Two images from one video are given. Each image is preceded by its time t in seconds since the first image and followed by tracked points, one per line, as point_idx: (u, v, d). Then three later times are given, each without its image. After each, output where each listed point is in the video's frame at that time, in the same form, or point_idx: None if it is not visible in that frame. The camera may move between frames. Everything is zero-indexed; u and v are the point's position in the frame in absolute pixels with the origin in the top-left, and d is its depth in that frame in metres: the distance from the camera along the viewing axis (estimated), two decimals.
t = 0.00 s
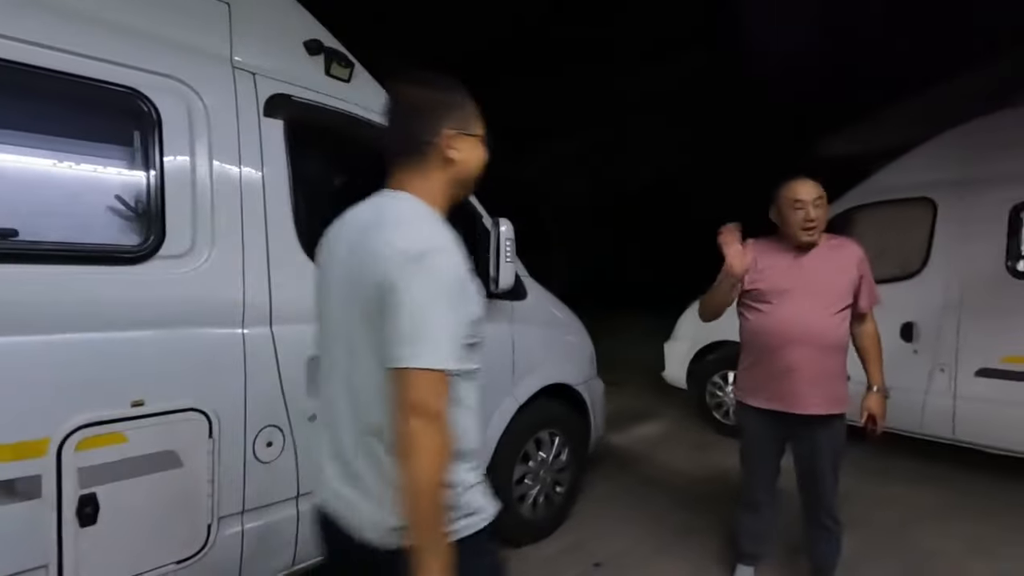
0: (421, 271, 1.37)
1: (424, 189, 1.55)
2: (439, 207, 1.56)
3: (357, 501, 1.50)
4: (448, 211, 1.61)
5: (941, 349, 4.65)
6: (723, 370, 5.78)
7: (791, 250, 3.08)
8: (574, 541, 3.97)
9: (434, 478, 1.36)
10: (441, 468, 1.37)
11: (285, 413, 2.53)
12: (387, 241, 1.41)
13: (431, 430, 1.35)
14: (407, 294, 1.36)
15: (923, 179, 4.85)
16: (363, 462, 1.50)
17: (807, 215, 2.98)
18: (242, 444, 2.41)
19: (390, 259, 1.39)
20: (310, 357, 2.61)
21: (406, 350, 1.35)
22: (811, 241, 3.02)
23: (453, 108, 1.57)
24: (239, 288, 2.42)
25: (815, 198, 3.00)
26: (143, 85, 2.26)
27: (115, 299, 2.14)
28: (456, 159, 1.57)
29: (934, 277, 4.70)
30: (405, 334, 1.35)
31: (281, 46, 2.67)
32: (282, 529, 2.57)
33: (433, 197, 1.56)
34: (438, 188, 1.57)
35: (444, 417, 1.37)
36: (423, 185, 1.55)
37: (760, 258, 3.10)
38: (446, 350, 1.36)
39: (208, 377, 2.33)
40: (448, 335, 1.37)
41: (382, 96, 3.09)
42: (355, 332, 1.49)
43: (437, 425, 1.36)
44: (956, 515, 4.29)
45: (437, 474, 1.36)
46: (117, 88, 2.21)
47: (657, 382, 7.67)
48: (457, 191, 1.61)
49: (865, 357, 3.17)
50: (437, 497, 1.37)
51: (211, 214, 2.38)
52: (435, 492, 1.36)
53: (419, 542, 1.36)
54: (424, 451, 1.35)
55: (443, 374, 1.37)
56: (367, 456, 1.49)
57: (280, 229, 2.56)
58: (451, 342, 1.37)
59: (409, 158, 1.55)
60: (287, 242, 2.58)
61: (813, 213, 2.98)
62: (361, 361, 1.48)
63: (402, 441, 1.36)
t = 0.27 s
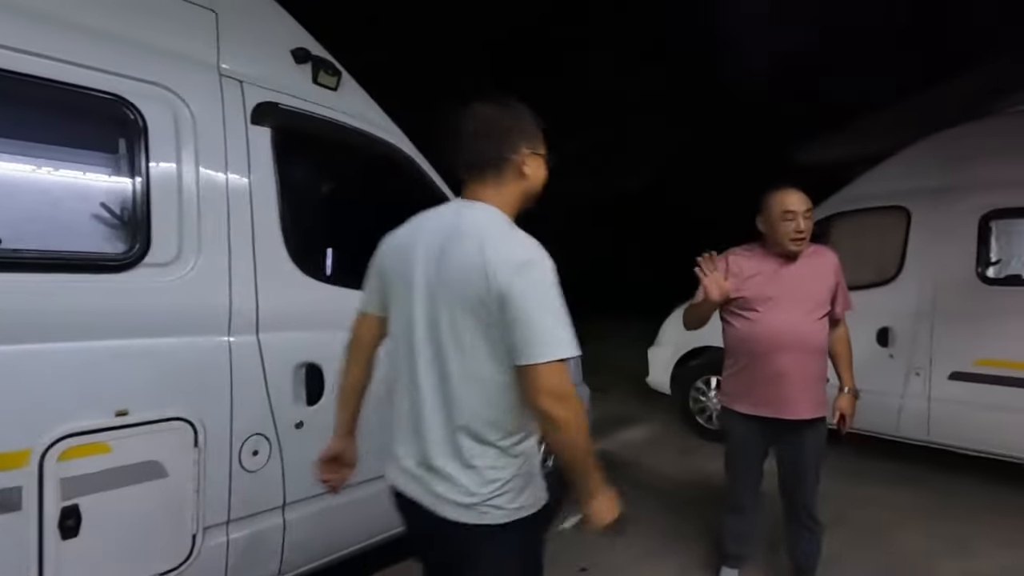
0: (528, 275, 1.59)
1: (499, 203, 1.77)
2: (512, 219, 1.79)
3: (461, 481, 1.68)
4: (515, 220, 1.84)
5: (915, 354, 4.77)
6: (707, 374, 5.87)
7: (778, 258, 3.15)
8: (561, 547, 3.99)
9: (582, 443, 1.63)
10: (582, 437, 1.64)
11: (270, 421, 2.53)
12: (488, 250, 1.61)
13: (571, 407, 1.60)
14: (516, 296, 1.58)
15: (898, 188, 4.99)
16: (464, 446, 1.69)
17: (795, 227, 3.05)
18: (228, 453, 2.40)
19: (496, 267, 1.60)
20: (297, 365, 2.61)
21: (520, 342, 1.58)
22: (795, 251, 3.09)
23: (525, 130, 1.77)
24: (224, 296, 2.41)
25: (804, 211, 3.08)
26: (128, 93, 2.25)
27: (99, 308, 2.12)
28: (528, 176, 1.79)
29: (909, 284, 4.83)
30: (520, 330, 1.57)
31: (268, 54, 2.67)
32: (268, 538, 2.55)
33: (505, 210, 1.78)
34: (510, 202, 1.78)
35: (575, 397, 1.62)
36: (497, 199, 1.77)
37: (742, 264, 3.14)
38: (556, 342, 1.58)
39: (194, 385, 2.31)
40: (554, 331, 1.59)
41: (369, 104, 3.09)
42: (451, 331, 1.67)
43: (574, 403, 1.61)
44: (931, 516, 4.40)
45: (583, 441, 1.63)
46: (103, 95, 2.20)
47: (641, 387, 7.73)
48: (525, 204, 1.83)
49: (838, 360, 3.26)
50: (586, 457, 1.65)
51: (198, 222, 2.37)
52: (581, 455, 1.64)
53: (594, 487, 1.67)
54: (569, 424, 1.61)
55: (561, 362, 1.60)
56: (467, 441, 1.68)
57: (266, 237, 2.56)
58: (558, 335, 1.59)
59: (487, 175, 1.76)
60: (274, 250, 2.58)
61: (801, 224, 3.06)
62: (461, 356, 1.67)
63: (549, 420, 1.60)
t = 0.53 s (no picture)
0: (542, 277, 1.77)
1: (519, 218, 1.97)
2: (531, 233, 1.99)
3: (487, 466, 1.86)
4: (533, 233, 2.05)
5: (897, 355, 4.86)
6: (693, 377, 5.93)
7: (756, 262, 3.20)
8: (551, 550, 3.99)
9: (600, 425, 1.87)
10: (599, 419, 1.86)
11: (258, 427, 2.51)
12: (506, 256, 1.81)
13: (590, 396, 1.81)
14: (532, 296, 1.76)
15: (878, 194, 5.09)
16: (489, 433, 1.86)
17: (767, 229, 3.13)
18: (215, 459, 2.38)
19: (513, 271, 1.79)
20: (286, 370, 2.59)
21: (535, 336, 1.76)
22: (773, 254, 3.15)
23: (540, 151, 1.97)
24: (212, 300, 2.39)
25: (776, 213, 3.14)
26: (115, 96, 2.23)
27: (83, 313, 2.09)
28: (544, 194, 1.99)
29: (889, 286, 4.93)
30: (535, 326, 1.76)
31: (256, 57, 2.66)
32: (255, 545, 2.52)
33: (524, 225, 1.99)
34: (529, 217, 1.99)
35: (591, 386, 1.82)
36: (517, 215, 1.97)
37: (728, 269, 3.21)
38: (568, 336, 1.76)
39: (181, 391, 2.29)
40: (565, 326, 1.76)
41: (357, 109, 3.09)
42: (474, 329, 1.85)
43: (591, 392, 1.81)
44: (913, 514, 4.48)
45: (602, 423, 1.87)
46: (89, 98, 2.18)
47: (628, 390, 7.78)
48: (539, 218, 2.02)
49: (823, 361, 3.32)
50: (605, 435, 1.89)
51: (185, 226, 2.35)
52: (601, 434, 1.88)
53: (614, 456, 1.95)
54: (589, 411, 1.83)
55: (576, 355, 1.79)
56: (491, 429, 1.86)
57: (254, 240, 2.54)
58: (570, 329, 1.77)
59: (507, 194, 1.96)
60: (262, 254, 2.57)
61: (774, 226, 3.12)
62: (483, 353, 1.85)
63: (573, 409, 1.81)
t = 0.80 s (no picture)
0: (508, 276, 2.05)
1: (510, 230, 2.24)
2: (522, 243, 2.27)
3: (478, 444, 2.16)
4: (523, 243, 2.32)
5: (877, 358, 4.96)
6: (678, 381, 5.99)
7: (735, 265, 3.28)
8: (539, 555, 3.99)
9: (542, 419, 2.02)
10: (545, 412, 2.02)
11: (244, 434, 2.49)
12: (484, 261, 2.11)
13: (535, 384, 2.00)
14: (502, 292, 2.04)
15: (857, 200, 5.20)
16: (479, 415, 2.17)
17: (742, 231, 3.21)
18: (200, 467, 2.36)
19: (486, 275, 2.08)
20: (273, 377, 2.58)
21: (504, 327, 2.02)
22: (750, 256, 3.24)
23: (522, 170, 2.26)
24: (198, 305, 2.38)
25: (750, 215, 3.22)
26: (100, 101, 2.22)
27: (65, 319, 2.07)
28: (528, 207, 2.26)
29: (869, 291, 5.03)
30: (502, 319, 2.03)
31: (242, 62, 2.65)
32: (239, 554, 2.50)
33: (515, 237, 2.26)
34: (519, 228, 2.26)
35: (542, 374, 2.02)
36: (508, 227, 2.24)
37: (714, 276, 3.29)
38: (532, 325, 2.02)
39: (166, 398, 2.27)
40: (529, 317, 2.02)
41: (344, 114, 3.09)
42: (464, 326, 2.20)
43: (538, 380, 2.01)
44: (894, 514, 4.57)
45: (544, 417, 2.02)
46: (73, 103, 2.16)
47: (615, 394, 7.82)
48: (528, 230, 2.28)
49: (811, 364, 3.37)
50: (546, 432, 2.02)
51: (169, 232, 2.33)
52: (540, 429, 2.01)
53: (552, 465, 2.02)
54: (531, 400, 2.01)
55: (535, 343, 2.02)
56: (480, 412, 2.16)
57: (240, 245, 2.53)
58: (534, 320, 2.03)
59: (497, 209, 2.24)
60: (248, 260, 2.55)
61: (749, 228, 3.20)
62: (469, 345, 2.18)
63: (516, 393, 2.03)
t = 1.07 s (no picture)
0: (495, 274, 2.25)
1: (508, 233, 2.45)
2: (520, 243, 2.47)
3: (471, 423, 2.43)
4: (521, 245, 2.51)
5: (861, 360, 5.03)
6: (666, 384, 6.02)
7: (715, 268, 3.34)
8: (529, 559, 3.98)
9: (517, 408, 2.22)
10: (519, 400, 2.22)
11: (230, 439, 2.46)
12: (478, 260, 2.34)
13: (509, 374, 2.21)
14: (491, 288, 2.25)
15: (841, 204, 5.28)
16: (474, 398, 2.43)
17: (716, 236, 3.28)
18: (185, 472, 2.33)
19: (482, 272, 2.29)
20: (260, 380, 2.57)
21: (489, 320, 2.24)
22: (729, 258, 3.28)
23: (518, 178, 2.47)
24: (184, 309, 2.36)
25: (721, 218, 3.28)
26: (84, 103, 2.20)
27: (48, 322, 2.04)
28: (523, 212, 2.46)
29: (853, 294, 5.10)
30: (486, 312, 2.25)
31: (230, 64, 2.64)
32: (224, 561, 2.47)
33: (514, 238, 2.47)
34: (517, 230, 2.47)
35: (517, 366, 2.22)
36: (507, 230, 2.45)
37: (697, 280, 3.36)
38: (513, 319, 2.22)
39: (151, 403, 2.25)
40: (511, 312, 2.22)
41: (332, 117, 3.09)
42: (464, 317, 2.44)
43: (512, 371, 2.21)
44: (878, 515, 4.62)
45: (518, 405, 2.22)
46: (57, 104, 2.14)
47: (605, 398, 7.85)
48: (524, 233, 2.49)
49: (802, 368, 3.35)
50: (518, 417, 2.23)
51: (155, 234, 2.31)
52: (512, 414, 2.23)
53: (519, 448, 2.23)
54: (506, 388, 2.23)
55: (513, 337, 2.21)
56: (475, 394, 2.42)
57: (227, 248, 2.51)
58: (516, 315, 2.22)
59: (494, 214, 2.46)
60: (235, 262, 2.54)
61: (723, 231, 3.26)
62: (469, 334, 2.43)
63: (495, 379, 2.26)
